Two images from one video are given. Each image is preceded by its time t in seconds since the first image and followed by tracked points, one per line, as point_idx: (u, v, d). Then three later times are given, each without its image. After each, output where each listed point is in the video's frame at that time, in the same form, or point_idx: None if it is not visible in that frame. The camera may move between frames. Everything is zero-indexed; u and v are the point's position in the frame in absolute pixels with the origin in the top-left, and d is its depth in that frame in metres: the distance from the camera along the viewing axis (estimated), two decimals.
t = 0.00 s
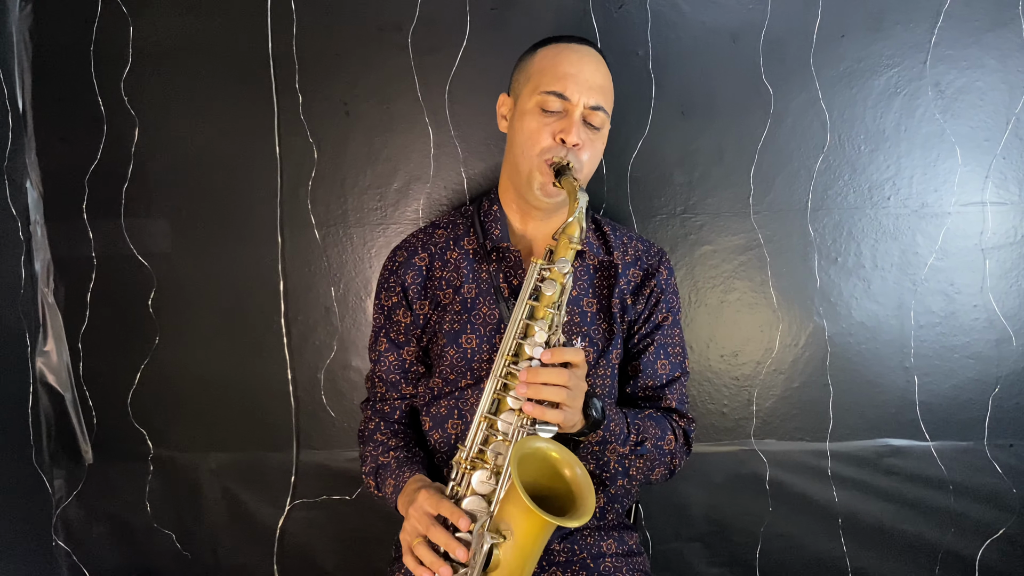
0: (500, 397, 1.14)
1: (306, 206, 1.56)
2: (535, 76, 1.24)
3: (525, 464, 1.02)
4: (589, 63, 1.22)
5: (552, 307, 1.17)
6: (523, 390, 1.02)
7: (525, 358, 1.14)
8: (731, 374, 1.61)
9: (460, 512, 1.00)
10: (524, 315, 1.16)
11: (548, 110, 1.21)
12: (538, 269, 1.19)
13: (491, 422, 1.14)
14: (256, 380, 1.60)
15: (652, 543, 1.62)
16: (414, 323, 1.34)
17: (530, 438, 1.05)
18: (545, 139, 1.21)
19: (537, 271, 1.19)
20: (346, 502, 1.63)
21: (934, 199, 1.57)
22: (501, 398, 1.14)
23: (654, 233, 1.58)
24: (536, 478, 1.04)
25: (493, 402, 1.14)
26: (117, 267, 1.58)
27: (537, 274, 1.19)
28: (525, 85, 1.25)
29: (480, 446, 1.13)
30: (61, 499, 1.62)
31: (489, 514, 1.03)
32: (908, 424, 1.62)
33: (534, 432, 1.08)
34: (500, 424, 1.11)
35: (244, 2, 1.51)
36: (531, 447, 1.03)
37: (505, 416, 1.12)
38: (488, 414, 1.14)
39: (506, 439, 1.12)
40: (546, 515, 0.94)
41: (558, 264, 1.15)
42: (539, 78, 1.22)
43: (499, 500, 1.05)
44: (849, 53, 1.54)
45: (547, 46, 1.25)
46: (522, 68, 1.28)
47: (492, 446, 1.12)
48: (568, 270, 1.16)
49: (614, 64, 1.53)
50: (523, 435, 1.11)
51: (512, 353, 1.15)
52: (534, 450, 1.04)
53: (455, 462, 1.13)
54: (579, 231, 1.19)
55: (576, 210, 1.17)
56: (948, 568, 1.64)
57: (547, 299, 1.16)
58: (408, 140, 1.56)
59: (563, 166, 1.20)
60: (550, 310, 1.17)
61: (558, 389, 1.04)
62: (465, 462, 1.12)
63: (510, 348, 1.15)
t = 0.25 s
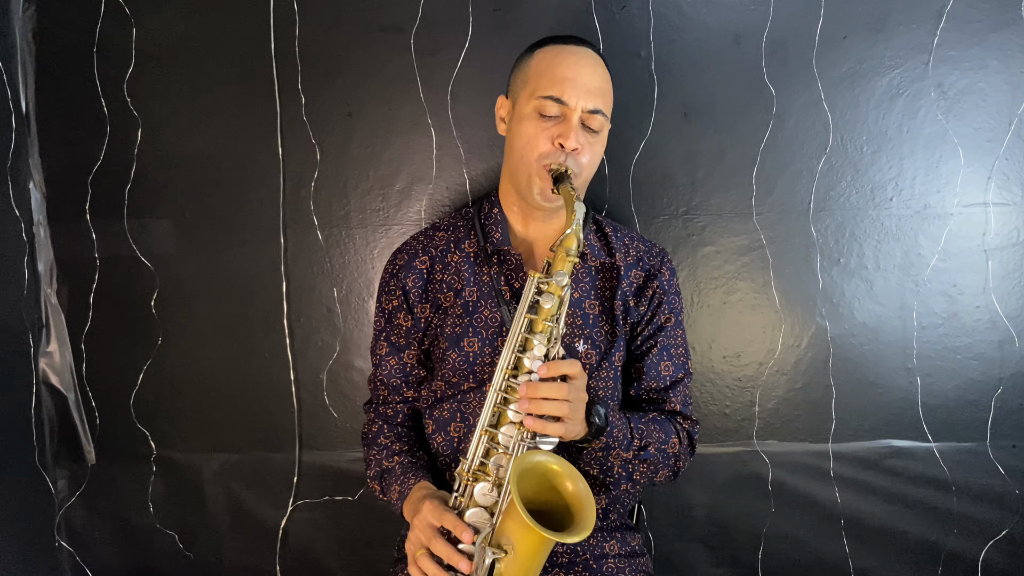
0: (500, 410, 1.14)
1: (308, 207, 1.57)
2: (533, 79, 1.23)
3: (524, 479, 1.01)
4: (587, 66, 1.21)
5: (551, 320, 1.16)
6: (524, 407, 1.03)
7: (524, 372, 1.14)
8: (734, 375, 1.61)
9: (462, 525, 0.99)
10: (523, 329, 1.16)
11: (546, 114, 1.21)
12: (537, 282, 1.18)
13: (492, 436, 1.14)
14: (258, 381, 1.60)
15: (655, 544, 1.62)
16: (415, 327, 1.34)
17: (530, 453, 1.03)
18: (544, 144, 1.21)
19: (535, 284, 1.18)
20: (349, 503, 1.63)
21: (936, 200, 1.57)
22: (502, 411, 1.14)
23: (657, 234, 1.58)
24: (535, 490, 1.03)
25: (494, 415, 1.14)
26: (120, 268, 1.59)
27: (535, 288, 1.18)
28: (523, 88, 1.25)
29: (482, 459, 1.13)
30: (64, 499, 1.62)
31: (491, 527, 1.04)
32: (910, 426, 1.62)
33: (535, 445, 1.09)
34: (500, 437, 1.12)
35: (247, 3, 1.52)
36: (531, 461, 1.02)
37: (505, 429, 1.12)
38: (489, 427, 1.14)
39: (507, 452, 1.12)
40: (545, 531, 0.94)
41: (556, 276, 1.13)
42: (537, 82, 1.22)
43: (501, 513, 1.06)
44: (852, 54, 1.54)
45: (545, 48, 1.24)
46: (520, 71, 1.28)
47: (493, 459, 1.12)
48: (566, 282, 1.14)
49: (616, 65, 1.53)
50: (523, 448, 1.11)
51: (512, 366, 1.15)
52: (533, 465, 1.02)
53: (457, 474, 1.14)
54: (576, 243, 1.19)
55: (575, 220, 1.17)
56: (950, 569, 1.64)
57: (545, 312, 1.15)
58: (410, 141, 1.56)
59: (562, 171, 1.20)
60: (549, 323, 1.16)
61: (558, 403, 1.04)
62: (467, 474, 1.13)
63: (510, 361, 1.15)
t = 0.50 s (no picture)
0: (504, 429, 1.13)
1: (311, 208, 1.57)
2: (524, 86, 1.23)
3: (530, 497, 1.02)
4: (578, 70, 1.21)
5: (550, 339, 1.14)
6: (534, 428, 1.05)
7: (526, 392, 1.12)
8: (736, 375, 1.61)
9: (471, 540, 1.00)
10: (522, 351, 1.14)
11: (539, 122, 1.21)
12: (536, 304, 1.15)
13: (496, 454, 1.13)
14: (261, 381, 1.60)
15: (657, 545, 1.62)
16: (413, 332, 1.33)
17: (535, 472, 1.04)
18: (539, 153, 1.21)
19: (534, 305, 1.15)
20: (351, 503, 1.63)
21: (939, 201, 1.57)
22: (505, 429, 1.13)
23: (659, 235, 1.58)
24: (539, 507, 1.04)
25: (498, 433, 1.13)
26: (123, 268, 1.59)
27: (534, 309, 1.15)
28: (516, 95, 1.24)
29: (487, 475, 1.14)
30: (67, 499, 1.63)
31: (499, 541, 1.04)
32: (912, 426, 1.62)
33: (541, 462, 1.10)
34: (505, 454, 1.12)
35: (249, 4, 1.52)
36: (537, 480, 1.02)
37: (509, 447, 1.12)
38: (493, 446, 1.13)
39: (511, 470, 1.12)
40: (550, 552, 0.95)
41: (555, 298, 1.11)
42: (529, 89, 1.22)
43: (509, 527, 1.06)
44: (853, 55, 1.54)
45: (535, 53, 1.23)
46: (511, 75, 1.27)
47: (498, 476, 1.12)
48: (565, 303, 1.13)
49: (618, 66, 1.53)
50: (527, 466, 1.12)
51: (513, 386, 1.14)
52: (538, 484, 1.03)
53: (464, 489, 1.14)
54: (574, 262, 1.16)
55: (570, 241, 1.14)
56: (952, 569, 1.64)
57: (545, 332, 1.13)
58: (412, 142, 1.56)
59: (558, 179, 1.20)
60: (549, 343, 1.14)
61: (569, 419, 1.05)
62: (473, 490, 1.13)
63: (511, 382, 1.13)
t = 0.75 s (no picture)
0: (507, 429, 1.13)
1: (313, 209, 1.57)
2: (521, 86, 1.23)
3: (534, 498, 1.03)
4: (574, 70, 1.21)
5: (551, 340, 1.13)
6: (540, 429, 1.05)
7: (528, 391, 1.12)
8: (737, 376, 1.61)
9: (478, 540, 1.00)
10: (524, 352, 1.13)
11: (536, 122, 1.21)
12: (536, 305, 1.14)
13: (501, 454, 1.13)
14: (262, 382, 1.60)
15: (658, 545, 1.62)
16: (412, 333, 1.34)
17: (539, 472, 1.04)
18: (536, 152, 1.21)
19: (534, 306, 1.14)
20: (353, 504, 1.63)
21: (940, 201, 1.57)
22: (509, 429, 1.13)
23: (660, 235, 1.58)
24: (545, 507, 1.04)
25: (501, 434, 1.13)
26: (125, 269, 1.59)
27: (534, 310, 1.13)
28: (512, 95, 1.24)
29: (492, 476, 1.13)
30: (69, 499, 1.63)
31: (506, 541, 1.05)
32: (914, 427, 1.62)
33: (545, 461, 1.10)
34: (509, 455, 1.11)
35: (251, 5, 1.52)
36: (542, 479, 1.03)
37: (513, 448, 1.11)
38: (497, 446, 1.13)
39: (516, 469, 1.11)
40: (556, 551, 0.94)
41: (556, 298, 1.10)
42: (525, 89, 1.22)
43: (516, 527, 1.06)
44: (855, 56, 1.54)
45: (530, 53, 1.24)
46: (507, 76, 1.28)
47: (503, 476, 1.11)
48: (565, 303, 1.12)
49: (620, 67, 1.53)
50: (531, 465, 1.12)
51: (515, 387, 1.14)
52: (542, 484, 1.03)
53: (470, 490, 1.13)
54: (573, 262, 1.15)
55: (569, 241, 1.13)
56: (954, 570, 1.64)
57: (546, 333, 1.13)
58: (414, 143, 1.56)
59: (556, 178, 1.20)
60: (550, 343, 1.13)
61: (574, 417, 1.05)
62: (479, 491, 1.12)
63: (513, 383, 1.13)
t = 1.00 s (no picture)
0: (508, 419, 1.13)
1: (314, 209, 1.57)
2: (519, 83, 1.23)
3: (535, 487, 1.02)
4: (572, 66, 1.21)
5: (550, 329, 1.15)
6: (541, 417, 1.06)
7: (528, 381, 1.13)
8: (737, 376, 1.61)
9: (483, 532, 1.01)
10: (522, 343, 1.15)
11: (534, 118, 1.21)
12: (533, 294, 1.16)
13: (501, 444, 1.13)
14: (264, 381, 1.61)
15: (659, 545, 1.62)
16: (413, 331, 1.34)
17: (539, 460, 1.04)
18: (534, 149, 1.21)
19: (532, 295, 1.16)
20: (354, 503, 1.64)
21: (941, 201, 1.57)
22: (510, 419, 1.13)
23: (661, 235, 1.58)
24: (545, 496, 1.04)
25: (502, 424, 1.13)
26: (126, 270, 1.59)
27: (531, 300, 1.15)
28: (511, 92, 1.25)
29: (493, 467, 1.13)
30: (71, 499, 1.63)
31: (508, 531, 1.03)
32: (915, 427, 1.62)
33: (545, 450, 1.09)
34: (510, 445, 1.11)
35: (253, 6, 1.52)
36: (541, 468, 1.02)
37: (513, 437, 1.11)
38: (498, 436, 1.13)
39: (517, 460, 1.11)
40: (557, 539, 0.94)
41: (553, 286, 1.12)
42: (523, 86, 1.22)
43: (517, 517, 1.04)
44: (856, 55, 1.54)
45: (528, 50, 1.24)
46: (505, 73, 1.28)
47: (504, 467, 1.11)
48: (563, 291, 1.13)
49: (621, 66, 1.53)
50: (532, 455, 1.12)
51: (514, 376, 1.15)
52: (541, 473, 1.03)
53: (471, 482, 1.13)
54: (570, 252, 1.17)
55: (567, 230, 1.15)
56: (955, 570, 1.64)
57: (545, 322, 1.14)
58: (415, 143, 1.56)
59: (554, 175, 1.20)
60: (549, 332, 1.14)
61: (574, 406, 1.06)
62: (480, 483, 1.12)
63: (512, 373, 1.14)
